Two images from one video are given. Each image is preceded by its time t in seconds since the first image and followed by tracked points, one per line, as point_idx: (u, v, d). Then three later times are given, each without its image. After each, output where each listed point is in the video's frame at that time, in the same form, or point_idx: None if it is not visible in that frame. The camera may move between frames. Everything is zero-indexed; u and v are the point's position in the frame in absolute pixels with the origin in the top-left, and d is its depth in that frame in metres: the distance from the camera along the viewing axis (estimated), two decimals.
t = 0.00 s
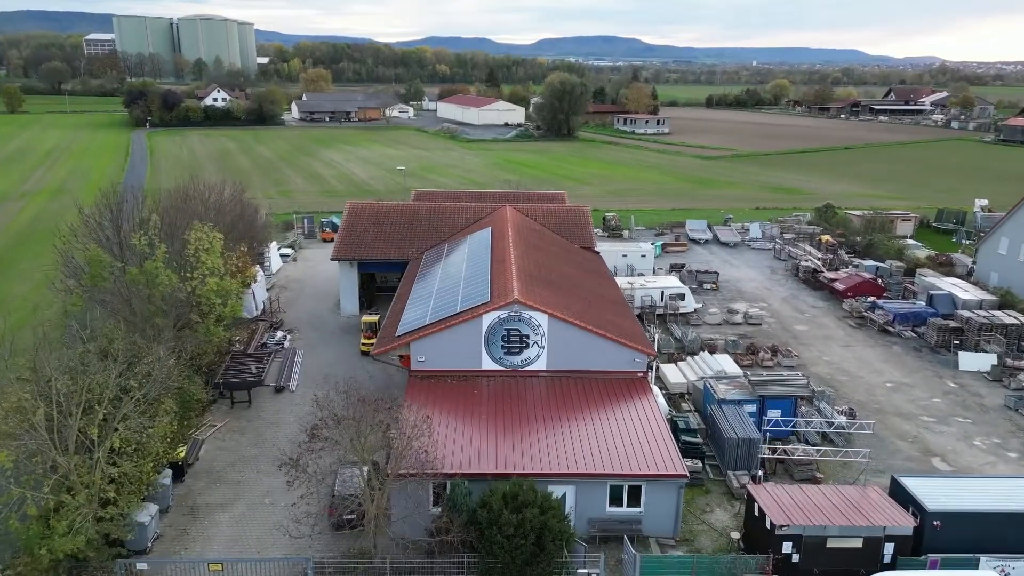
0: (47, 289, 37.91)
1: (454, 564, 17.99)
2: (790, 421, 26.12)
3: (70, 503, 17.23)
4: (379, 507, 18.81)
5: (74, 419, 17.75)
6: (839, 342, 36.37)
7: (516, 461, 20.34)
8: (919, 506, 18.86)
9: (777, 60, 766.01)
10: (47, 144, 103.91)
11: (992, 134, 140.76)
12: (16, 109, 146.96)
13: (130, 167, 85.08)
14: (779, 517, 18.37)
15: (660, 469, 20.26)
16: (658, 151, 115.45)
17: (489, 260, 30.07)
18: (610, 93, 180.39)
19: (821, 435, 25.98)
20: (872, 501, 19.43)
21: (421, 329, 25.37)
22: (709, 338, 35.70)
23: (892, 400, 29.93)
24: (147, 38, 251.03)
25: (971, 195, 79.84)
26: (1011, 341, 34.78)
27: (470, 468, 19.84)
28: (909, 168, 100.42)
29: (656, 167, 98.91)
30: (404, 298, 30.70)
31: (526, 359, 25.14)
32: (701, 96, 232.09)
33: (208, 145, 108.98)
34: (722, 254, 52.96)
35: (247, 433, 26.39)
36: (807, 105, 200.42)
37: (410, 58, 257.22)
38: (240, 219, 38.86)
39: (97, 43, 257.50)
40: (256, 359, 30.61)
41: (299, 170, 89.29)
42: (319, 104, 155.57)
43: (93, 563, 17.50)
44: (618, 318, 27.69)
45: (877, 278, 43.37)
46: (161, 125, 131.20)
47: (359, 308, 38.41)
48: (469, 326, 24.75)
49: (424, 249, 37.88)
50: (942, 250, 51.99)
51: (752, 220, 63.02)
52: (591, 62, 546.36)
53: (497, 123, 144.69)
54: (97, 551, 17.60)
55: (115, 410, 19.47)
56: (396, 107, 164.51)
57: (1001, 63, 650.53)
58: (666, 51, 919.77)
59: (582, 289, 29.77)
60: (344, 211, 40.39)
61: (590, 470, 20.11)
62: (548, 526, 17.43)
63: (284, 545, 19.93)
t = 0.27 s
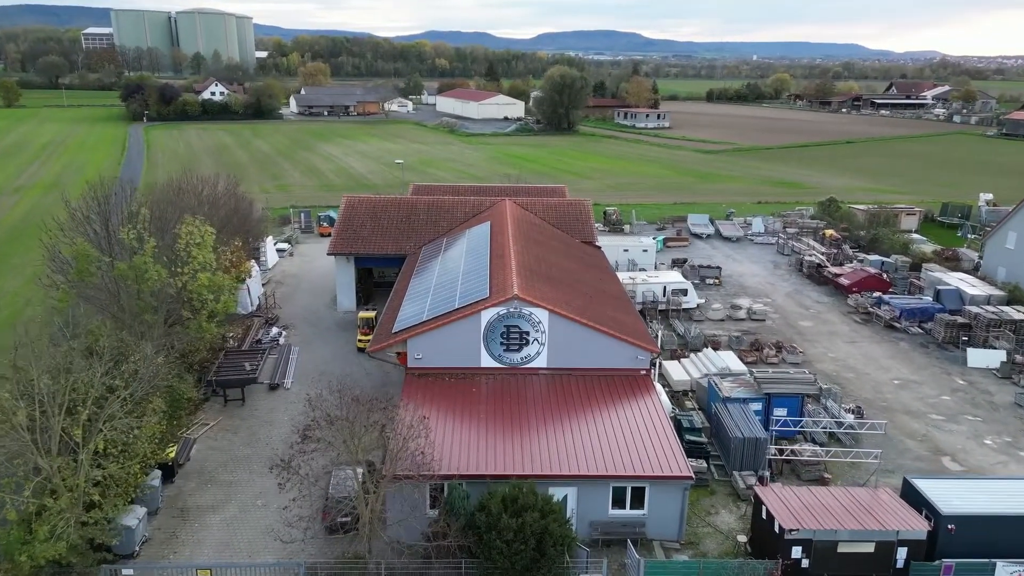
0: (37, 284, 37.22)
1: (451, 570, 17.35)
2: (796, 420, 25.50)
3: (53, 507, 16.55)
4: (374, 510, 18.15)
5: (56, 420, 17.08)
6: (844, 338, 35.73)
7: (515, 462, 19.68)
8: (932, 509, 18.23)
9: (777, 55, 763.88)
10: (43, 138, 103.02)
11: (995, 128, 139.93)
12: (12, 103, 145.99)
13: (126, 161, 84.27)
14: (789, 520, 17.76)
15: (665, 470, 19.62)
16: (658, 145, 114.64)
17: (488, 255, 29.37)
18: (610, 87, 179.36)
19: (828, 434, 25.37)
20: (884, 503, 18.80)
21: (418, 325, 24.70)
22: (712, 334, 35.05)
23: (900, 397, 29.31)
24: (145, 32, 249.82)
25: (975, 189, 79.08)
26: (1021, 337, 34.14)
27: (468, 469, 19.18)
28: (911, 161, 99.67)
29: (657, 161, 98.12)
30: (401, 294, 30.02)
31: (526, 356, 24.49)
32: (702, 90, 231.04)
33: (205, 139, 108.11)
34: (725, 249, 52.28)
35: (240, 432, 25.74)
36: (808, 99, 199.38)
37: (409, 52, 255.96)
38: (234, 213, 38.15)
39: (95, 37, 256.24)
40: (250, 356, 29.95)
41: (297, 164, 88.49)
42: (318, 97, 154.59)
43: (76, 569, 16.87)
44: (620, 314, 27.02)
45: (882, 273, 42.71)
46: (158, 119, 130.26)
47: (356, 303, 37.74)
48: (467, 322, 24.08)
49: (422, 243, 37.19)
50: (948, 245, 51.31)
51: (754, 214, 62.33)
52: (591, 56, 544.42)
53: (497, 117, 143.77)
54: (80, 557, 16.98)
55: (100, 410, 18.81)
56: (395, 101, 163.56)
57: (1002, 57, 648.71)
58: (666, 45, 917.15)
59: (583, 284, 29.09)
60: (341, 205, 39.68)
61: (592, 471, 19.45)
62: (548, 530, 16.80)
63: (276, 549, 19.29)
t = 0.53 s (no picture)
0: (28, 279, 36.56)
1: None
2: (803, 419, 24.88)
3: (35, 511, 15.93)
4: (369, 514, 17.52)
5: (38, 421, 16.44)
6: (850, 334, 35.08)
7: (515, 464, 19.04)
8: (947, 513, 17.63)
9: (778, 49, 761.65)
10: (39, 133, 102.26)
11: (997, 122, 139.04)
12: (9, 97, 145.13)
13: (122, 155, 83.49)
14: (797, 524, 17.15)
15: (670, 471, 18.98)
16: (659, 139, 113.83)
17: (488, 250, 28.70)
18: (611, 81, 178.43)
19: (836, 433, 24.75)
20: (897, 505, 18.18)
21: (415, 322, 24.04)
22: (716, 331, 34.41)
23: (908, 395, 28.67)
24: (143, 26, 248.75)
25: (979, 183, 78.29)
26: None
27: (466, 471, 18.54)
28: (914, 156, 98.93)
29: (658, 156, 97.35)
30: (399, 290, 29.34)
31: (526, 354, 23.84)
32: (702, 85, 230.00)
33: (203, 134, 107.33)
34: (727, 244, 51.59)
35: (233, 431, 25.12)
36: (809, 93, 198.40)
37: (408, 46, 254.74)
38: (228, 207, 37.45)
39: (93, 32, 255.07)
40: (243, 353, 29.30)
41: (295, 159, 87.74)
42: (316, 92, 153.69)
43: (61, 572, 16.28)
44: (623, 311, 26.37)
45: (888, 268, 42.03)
46: (155, 113, 129.38)
47: (353, 299, 37.04)
48: (466, 319, 23.42)
49: (420, 238, 36.52)
50: (953, 239, 50.62)
51: (757, 208, 61.64)
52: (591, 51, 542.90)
53: (496, 112, 142.88)
54: (64, 563, 16.37)
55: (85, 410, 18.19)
56: (394, 96, 162.61)
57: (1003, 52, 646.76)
58: (666, 40, 914.55)
59: (585, 280, 28.43)
60: (337, 199, 38.99)
61: (595, 473, 18.81)
62: (550, 535, 16.23)
63: (269, 553, 18.68)
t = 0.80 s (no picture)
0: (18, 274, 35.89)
1: None
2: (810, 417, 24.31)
3: (15, 516, 15.30)
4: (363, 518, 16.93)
5: (20, 421, 15.81)
6: (856, 330, 34.46)
7: (515, 465, 18.41)
8: (963, 516, 17.05)
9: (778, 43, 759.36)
10: (35, 126, 101.46)
11: (999, 117, 138.24)
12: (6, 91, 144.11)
13: (118, 149, 82.71)
14: (808, 529, 16.59)
15: (674, 473, 18.37)
16: (660, 133, 113.02)
17: (487, 244, 28.05)
18: (611, 75, 177.38)
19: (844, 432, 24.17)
20: (910, 509, 17.60)
21: (412, 319, 23.40)
22: (719, 327, 33.79)
23: (916, 393, 28.07)
24: (141, 20, 247.36)
25: (984, 178, 77.54)
26: None
27: (464, 473, 17.92)
28: (916, 149, 98.19)
29: (659, 150, 96.57)
30: (396, 285, 28.70)
31: (526, 351, 23.21)
32: (703, 79, 228.90)
33: (200, 128, 106.49)
34: (730, 239, 50.92)
35: (226, 430, 24.50)
36: (810, 87, 197.41)
37: (407, 40, 253.43)
38: (222, 202, 36.78)
39: (91, 25, 253.64)
40: (237, 350, 28.67)
41: (293, 153, 86.97)
42: (315, 86, 152.71)
43: None
44: (625, 307, 25.74)
45: (893, 263, 41.39)
46: (153, 107, 128.44)
47: (350, 295, 36.47)
48: (464, 315, 22.79)
49: (418, 232, 35.86)
50: (959, 234, 49.96)
51: (759, 203, 60.95)
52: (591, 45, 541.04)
53: (496, 106, 141.96)
54: (45, 568, 15.77)
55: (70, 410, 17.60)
56: (394, 90, 161.68)
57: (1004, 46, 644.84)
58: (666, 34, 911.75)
59: (586, 275, 27.79)
60: (334, 193, 38.32)
61: (597, 474, 18.19)
62: (551, 540, 15.64)
63: (260, 557, 18.10)
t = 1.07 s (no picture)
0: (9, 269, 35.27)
1: None
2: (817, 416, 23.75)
3: None
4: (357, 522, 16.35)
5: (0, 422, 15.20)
6: (862, 326, 33.87)
7: (515, 466, 17.81)
8: (978, 521, 16.51)
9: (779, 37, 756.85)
10: (32, 120, 100.64)
11: (1002, 110, 137.31)
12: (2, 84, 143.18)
13: (115, 143, 81.93)
14: (818, 533, 16.06)
15: (679, 474, 17.77)
16: (661, 127, 112.19)
17: (486, 239, 27.41)
18: (611, 68, 176.40)
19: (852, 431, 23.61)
20: (923, 512, 17.06)
21: (409, 315, 22.78)
22: (723, 323, 33.20)
23: (924, 391, 27.50)
24: (139, 13, 245.97)
25: (988, 171, 76.81)
26: None
27: (462, 475, 17.31)
28: (919, 143, 97.47)
29: (659, 143, 95.80)
30: (393, 280, 28.06)
31: (526, 349, 22.58)
32: (704, 72, 227.75)
33: (198, 121, 105.71)
34: (733, 233, 50.26)
35: (219, 429, 23.92)
36: (811, 81, 196.35)
37: (406, 33, 252.06)
38: (216, 195, 36.12)
39: (89, 19, 252.31)
40: (231, 347, 28.05)
41: (291, 146, 86.24)
42: (313, 79, 151.74)
43: None
44: (627, 303, 25.11)
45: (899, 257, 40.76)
46: (150, 101, 127.55)
47: (347, 290, 35.86)
48: (462, 312, 22.18)
49: (416, 226, 35.21)
50: (965, 228, 49.30)
51: (762, 197, 60.29)
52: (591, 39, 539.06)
53: (496, 99, 141.06)
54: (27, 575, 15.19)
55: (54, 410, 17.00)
56: (393, 83, 160.68)
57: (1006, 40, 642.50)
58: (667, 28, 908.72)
59: (587, 270, 27.16)
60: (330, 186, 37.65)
61: (599, 476, 17.58)
62: (552, 546, 15.08)
63: (252, 562, 17.54)
